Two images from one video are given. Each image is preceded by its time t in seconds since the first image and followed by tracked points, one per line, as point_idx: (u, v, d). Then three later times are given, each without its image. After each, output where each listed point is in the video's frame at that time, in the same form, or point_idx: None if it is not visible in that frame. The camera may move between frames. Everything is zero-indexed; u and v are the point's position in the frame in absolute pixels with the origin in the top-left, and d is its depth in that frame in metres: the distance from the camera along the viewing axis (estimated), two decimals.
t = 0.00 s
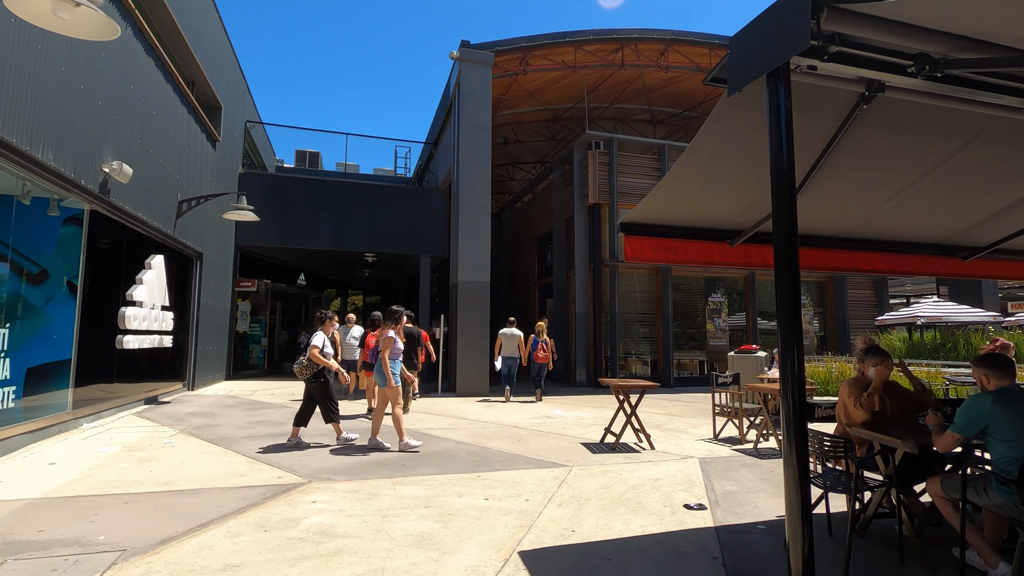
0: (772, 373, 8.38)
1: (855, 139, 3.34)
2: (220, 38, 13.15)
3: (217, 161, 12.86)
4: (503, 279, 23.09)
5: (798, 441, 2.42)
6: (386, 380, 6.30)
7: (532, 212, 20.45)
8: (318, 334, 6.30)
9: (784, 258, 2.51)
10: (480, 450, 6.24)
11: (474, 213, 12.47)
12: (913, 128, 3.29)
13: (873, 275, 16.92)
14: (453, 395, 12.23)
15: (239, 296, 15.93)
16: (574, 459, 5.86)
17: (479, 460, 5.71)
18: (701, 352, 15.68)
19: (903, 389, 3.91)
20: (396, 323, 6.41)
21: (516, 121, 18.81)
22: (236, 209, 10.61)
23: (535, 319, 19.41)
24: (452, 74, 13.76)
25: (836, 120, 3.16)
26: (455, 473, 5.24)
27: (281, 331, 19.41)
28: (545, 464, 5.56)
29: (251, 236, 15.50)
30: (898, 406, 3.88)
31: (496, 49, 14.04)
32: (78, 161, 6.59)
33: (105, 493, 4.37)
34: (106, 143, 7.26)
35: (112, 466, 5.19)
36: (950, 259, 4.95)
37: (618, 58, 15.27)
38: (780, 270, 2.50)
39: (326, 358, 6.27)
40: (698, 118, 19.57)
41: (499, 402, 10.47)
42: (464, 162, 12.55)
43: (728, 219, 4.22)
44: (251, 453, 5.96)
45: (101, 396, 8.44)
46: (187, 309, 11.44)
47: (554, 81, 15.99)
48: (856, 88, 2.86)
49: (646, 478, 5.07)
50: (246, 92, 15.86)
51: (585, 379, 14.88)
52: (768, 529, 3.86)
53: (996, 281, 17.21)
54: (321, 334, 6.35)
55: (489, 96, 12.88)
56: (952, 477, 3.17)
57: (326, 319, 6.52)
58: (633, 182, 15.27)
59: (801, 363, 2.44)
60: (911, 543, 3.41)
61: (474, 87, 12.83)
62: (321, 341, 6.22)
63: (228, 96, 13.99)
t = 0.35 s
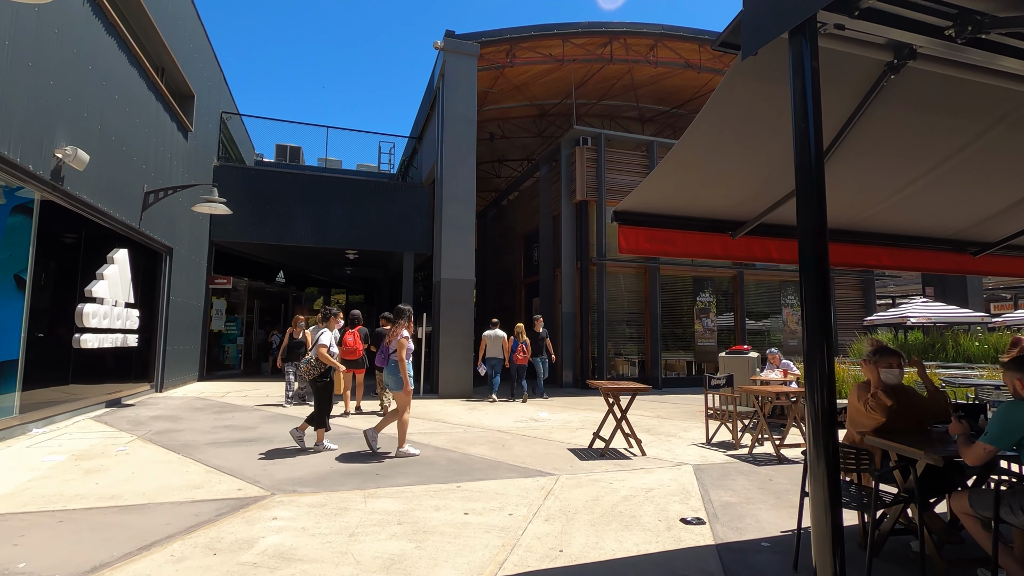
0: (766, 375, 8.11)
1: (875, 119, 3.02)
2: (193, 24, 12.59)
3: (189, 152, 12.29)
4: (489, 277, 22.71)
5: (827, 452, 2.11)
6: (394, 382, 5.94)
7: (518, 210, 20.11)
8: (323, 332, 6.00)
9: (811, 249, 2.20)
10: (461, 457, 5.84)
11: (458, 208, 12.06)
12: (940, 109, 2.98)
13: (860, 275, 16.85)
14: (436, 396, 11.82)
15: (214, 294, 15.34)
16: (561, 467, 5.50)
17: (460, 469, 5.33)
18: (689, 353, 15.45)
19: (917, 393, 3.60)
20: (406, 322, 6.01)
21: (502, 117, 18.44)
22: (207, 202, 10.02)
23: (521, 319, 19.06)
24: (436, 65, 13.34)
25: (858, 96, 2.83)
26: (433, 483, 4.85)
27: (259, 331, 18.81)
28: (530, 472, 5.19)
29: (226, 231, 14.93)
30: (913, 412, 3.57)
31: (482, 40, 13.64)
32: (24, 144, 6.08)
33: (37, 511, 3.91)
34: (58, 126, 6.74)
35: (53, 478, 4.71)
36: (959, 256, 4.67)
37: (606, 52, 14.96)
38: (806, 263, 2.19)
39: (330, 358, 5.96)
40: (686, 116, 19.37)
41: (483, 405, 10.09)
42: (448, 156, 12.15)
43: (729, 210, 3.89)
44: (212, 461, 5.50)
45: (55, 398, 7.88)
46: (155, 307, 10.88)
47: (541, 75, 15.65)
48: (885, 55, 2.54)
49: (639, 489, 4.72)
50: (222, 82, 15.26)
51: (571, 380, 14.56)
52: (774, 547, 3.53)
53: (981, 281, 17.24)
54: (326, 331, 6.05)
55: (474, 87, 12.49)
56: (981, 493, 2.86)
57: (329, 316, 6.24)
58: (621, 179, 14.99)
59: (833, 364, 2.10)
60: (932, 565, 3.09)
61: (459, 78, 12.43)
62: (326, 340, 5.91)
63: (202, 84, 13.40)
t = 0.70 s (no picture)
0: (774, 378, 7.78)
1: (921, 95, 2.74)
2: (179, 15, 12.19)
3: (176, 147, 11.90)
4: (485, 277, 22.36)
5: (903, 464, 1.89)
6: (414, 388, 5.75)
7: (514, 209, 19.76)
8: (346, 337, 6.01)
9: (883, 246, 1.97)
10: (457, 467, 5.48)
11: (454, 205, 11.69)
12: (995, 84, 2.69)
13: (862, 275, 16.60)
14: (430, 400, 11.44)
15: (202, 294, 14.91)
16: (564, 479, 5.14)
17: (456, 481, 4.97)
18: (689, 354, 15.13)
19: (960, 400, 3.27)
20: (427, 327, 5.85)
21: (499, 114, 18.09)
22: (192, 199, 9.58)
23: (518, 320, 18.71)
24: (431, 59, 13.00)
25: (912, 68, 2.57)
26: (427, 497, 4.49)
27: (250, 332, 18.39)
28: (531, 485, 4.84)
29: (215, 229, 14.53)
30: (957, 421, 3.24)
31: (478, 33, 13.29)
32: None
33: None
34: (27, 115, 6.37)
35: (12, 495, 4.32)
36: (991, 253, 4.32)
37: (606, 46, 14.64)
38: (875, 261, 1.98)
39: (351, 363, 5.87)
40: (686, 114, 19.08)
41: (479, 409, 9.73)
42: (444, 151, 11.78)
43: (749, 202, 3.58)
44: (189, 474, 5.12)
45: (28, 405, 7.47)
46: (138, 307, 10.47)
47: (539, 70, 15.31)
48: (942, 20, 2.30)
49: (649, 504, 4.38)
50: (211, 76, 14.84)
51: (570, 383, 14.22)
52: (804, 573, 3.19)
53: (984, 282, 16.98)
54: (349, 337, 6.04)
55: (470, 81, 12.15)
56: None
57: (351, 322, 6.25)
58: (620, 177, 14.67)
59: (906, 369, 1.91)
60: None
61: (454, 71, 12.08)
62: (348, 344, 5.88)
63: (189, 77, 12.98)
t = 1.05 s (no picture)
0: (788, 379, 7.40)
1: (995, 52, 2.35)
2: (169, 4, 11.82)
3: (165, 141, 11.52)
4: (484, 276, 21.98)
5: None
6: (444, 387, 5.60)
7: (515, 206, 19.39)
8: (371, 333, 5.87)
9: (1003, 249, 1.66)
10: (455, 477, 5.10)
11: (453, 200, 11.31)
12: None
13: (870, 273, 16.23)
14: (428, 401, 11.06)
15: (195, 292, 14.55)
16: (569, 489, 4.76)
17: (452, 492, 4.59)
18: (694, 354, 14.74)
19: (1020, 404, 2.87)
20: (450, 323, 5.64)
21: (499, 108, 17.73)
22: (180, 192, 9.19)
23: (518, 319, 18.34)
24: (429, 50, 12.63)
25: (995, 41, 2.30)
26: (421, 511, 4.12)
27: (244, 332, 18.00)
28: (534, 497, 4.46)
29: (207, 227, 14.15)
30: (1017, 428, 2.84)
31: (477, 24, 12.92)
32: None
33: None
34: None
35: None
36: None
37: (609, 38, 14.28)
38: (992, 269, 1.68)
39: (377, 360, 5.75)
40: (690, 109, 18.71)
41: (478, 412, 9.36)
42: (442, 144, 11.40)
43: (780, 184, 3.21)
44: (165, 484, 4.74)
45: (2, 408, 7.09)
46: (125, 307, 10.14)
47: (540, 62, 14.94)
48: None
49: (663, 519, 4.00)
50: (203, 69, 14.46)
51: (571, 383, 13.83)
52: None
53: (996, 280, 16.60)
54: (373, 333, 5.91)
55: (469, 71, 11.76)
56: None
57: (374, 317, 6.10)
58: (623, 172, 14.31)
59: None
60: None
61: (452, 62, 11.70)
62: (373, 341, 5.76)
63: (180, 69, 12.61)
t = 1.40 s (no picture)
0: (803, 385, 7.02)
1: None
2: None
3: (154, 136, 11.15)
4: (484, 276, 21.63)
5: None
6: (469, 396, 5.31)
7: (515, 205, 19.03)
8: (399, 339, 5.61)
9: None
10: (450, 491, 4.73)
11: (452, 197, 10.94)
12: None
13: (879, 273, 15.84)
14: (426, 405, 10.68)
15: (188, 292, 14.20)
16: (574, 505, 4.39)
17: (447, 510, 4.22)
18: (700, 356, 14.35)
19: None
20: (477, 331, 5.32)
21: (500, 105, 17.38)
22: (166, 188, 8.78)
23: (519, 320, 17.97)
24: (427, 43, 12.28)
25: None
26: (411, 532, 3.75)
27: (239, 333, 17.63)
28: (535, 516, 4.09)
29: (200, 225, 13.79)
30: None
31: (477, 16, 12.56)
32: None
33: None
34: None
35: None
36: None
37: (612, 31, 13.91)
38: None
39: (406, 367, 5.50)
40: (694, 105, 18.35)
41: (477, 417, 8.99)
42: (440, 139, 11.05)
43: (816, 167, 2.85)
44: (135, 500, 4.37)
45: None
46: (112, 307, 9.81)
47: (542, 57, 14.59)
48: None
49: (678, 543, 3.62)
50: (197, 63, 14.11)
51: (574, 387, 13.45)
52: None
53: (1009, 281, 16.20)
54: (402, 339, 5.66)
55: (468, 65, 11.39)
56: None
57: (401, 323, 5.79)
58: (626, 169, 13.92)
59: None
60: None
61: (451, 54, 11.33)
62: (401, 348, 5.51)
63: (171, 62, 12.26)
